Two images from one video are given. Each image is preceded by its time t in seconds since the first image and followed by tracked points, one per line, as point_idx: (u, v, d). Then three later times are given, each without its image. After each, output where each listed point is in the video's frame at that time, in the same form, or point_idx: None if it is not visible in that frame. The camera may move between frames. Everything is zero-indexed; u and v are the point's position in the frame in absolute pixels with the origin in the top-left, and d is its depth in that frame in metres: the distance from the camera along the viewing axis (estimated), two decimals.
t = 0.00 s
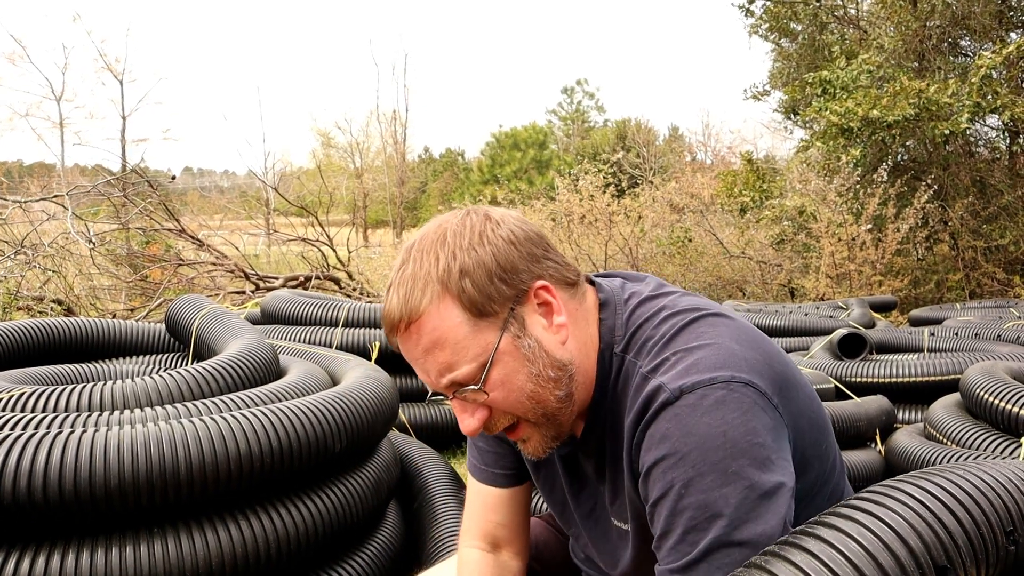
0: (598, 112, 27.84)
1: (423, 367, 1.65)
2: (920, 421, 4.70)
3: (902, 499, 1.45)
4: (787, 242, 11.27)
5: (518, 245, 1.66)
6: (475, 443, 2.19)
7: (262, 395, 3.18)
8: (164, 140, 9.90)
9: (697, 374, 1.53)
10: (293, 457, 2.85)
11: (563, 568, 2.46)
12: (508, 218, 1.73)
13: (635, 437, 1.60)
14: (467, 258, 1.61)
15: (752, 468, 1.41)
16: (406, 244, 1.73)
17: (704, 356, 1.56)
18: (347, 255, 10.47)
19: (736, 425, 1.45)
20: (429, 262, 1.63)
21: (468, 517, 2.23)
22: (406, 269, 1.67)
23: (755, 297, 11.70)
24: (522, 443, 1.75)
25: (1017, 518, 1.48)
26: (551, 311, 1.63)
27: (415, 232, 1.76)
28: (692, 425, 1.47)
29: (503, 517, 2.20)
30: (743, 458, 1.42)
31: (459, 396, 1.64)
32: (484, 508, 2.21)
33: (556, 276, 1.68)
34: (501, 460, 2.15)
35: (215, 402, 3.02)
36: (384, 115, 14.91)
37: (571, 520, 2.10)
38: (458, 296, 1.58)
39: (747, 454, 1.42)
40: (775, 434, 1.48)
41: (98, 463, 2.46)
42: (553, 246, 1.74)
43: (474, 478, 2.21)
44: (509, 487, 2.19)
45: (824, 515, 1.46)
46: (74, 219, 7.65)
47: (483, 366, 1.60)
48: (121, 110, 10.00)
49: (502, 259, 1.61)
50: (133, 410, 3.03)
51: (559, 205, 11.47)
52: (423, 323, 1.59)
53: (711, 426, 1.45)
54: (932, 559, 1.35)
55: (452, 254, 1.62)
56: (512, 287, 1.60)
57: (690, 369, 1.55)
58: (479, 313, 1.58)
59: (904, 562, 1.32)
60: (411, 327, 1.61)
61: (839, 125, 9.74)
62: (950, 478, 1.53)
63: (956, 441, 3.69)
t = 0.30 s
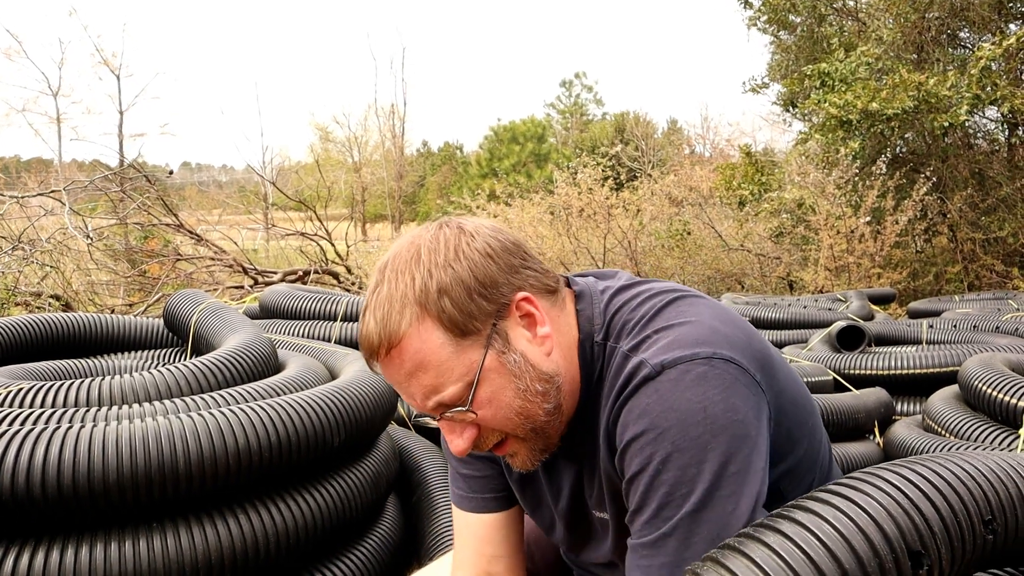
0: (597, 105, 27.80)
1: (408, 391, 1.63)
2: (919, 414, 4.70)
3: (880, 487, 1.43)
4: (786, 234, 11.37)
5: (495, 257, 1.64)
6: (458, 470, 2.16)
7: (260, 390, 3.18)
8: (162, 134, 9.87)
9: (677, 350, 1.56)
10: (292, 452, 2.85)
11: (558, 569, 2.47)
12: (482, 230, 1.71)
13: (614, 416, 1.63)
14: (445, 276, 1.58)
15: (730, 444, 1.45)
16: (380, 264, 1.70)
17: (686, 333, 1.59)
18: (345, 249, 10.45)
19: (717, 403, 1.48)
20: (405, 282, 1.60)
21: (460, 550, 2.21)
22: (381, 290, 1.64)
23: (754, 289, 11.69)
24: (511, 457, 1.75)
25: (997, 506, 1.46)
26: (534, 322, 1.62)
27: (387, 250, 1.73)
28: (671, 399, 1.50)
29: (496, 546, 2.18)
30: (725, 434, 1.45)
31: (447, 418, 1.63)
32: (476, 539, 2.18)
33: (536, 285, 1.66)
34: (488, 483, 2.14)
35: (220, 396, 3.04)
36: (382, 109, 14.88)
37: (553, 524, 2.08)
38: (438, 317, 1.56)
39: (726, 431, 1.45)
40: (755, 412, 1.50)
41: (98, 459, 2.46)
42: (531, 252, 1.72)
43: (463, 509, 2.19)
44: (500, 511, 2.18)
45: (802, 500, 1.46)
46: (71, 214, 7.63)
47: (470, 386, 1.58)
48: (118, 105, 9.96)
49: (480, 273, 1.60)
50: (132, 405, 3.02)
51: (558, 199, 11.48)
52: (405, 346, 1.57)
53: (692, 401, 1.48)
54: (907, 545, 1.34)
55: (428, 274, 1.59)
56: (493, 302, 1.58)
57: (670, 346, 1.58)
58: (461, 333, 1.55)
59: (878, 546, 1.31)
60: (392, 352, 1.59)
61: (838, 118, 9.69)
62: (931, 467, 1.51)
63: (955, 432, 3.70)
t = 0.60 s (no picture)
0: (594, 104, 27.83)
1: (394, 395, 1.62)
2: (916, 413, 4.71)
3: (864, 477, 1.44)
4: (784, 234, 11.19)
5: (472, 258, 1.64)
6: (445, 473, 2.16)
7: (256, 388, 3.17)
8: (159, 131, 9.86)
9: (651, 336, 1.56)
10: (291, 449, 2.86)
11: (550, 568, 2.47)
12: (457, 232, 1.71)
13: (593, 403, 1.63)
14: (424, 280, 1.58)
15: (705, 427, 1.45)
16: (358, 271, 1.69)
17: (659, 320, 1.60)
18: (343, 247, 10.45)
19: (692, 385, 1.48)
20: (384, 287, 1.60)
21: (450, 553, 2.20)
22: (361, 296, 1.63)
23: (751, 289, 11.70)
24: (500, 456, 1.76)
25: (982, 500, 1.45)
26: (515, 321, 1.62)
27: (364, 258, 1.72)
28: (646, 383, 1.50)
29: (487, 549, 2.18)
30: (699, 416, 1.46)
31: (434, 420, 1.63)
32: (467, 542, 2.18)
33: (514, 283, 1.67)
34: (476, 485, 2.15)
35: (219, 393, 3.05)
36: (381, 107, 14.88)
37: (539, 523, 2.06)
38: (419, 320, 1.56)
39: (701, 415, 1.46)
40: (733, 398, 1.51)
41: (94, 455, 2.46)
42: (508, 252, 1.73)
43: (451, 512, 2.18)
44: (490, 512, 2.18)
45: (785, 488, 1.46)
46: (69, 210, 7.62)
47: (455, 387, 1.58)
48: (116, 102, 9.95)
49: (459, 275, 1.59)
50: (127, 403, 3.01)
51: (556, 198, 11.50)
52: (389, 351, 1.56)
53: (667, 384, 1.49)
54: (887, 534, 1.34)
55: (406, 278, 1.58)
56: (473, 302, 1.58)
57: (645, 332, 1.59)
58: (443, 334, 1.55)
59: (857, 535, 1.33)
60: (376, 358, 1.58)
61: (836, 117, 9.72)
62: (917, 460, 1.51)
63: (951, 431, 3.70)
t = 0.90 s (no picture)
0: (594, 103, 27.84)
1: (403, 391, 1.62)
2: (916, 411, 4.72)
3: (874, 468, 1.45)
4: (784, 232, 11.30)
5: (481, 251, 1.64)
6: (445, 469, 2.16)
7: (257, 388, 3.17)
8: (159, 132, 9.86)
9: (656, 328, 1.57)
10: (292, 449, 2.86)
11: (552, 567, 2.48)
12: (464, 225, 1.71)
13: (598, 396, 1.64)
14: (433, 274, 1.58)
15: (711, 415, 1.45)
16: (365, 266, 1.68)
17: (663, 312, 1.61)
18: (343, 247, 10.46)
19: (698, 374, 1.48)
20: (393, 282, 1.59)
21: (451, 548, 2.20)
22: (369, 292, 1.62)
23: (751, 287, 11.70)
24: (507, 451, 1.76)
25: (991, 492, 1.46)
26: (524, 314, 1.63)
27: (370, 253, 1.71)
28: (653, 374, 1.51)
29: (487, 545, 2.18)
30: (706, 405, 1.45)
31: (444, 415, 1.63)
32: (466, 539, 2.18)
33: (522, 277, 1.67)
34: (477, 481, 2.15)
35: (221, 393, 3.05)
36: (380, 107, 14.86)
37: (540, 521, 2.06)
38: (430, 315, 1.55)
39: (708, 404, 1.45)
40: (739, 389, 1.50)
41: (95, 456, 2.46)
42: (513, 247, 1.73)
43: (452, 508, 2.18)
44: (491, 509, 2.18)
45: (796, 479, 1.46)
46: (69, 212, 7.62)
47: (466, 381, 1.58)
48: (115, 103, 9.94)
49: (468, 268, 1.59)
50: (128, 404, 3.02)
51: (556, 197, 11.51)
52: (399, 347, 1.56)
53: (672, 374, 1.49)
54: (900, 525, 1.35)
55: (415, 273, 1.58)
56: (483, 296, 1.58)
57: (650, 324, 1.60)
58: (454, 329, 1.55)
59: (870, 525, 1.33)
60: (385, 354, 1.58)
61: (835, 114, 9.72)
62: (927, 452, 1.51)
63: (952, 429, 3.70)
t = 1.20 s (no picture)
0: (596, 105, 27.87)
1: (408, 388, 1.61)
2: (918, 413, 4.71)
3: (872, 470, 1.44)
4: (786, 234, 11.22)
5: (489, 249, 1.64)
6: (449, 468, 2.16)
7: (261, 389, 3.18)
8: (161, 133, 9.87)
9: (656, 327, 1.58)
10: (294, 451, 2.86)
11: (554, 568, 2.48)
12: (472, 222, 1.71)
13: (596, 394, 1.64)
14: (442, 269, 1.57)
15: (708, 412, 1.45)
16: (372, 260, 1.67)
17: (664, 312, 1.62)
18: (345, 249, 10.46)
19: (697, 373, 1.48)
20: (401, 277, 1.59)
21: (455, 549, 2.20)
22: (376, 286, 1.61)
23: (753, 289, 11.71)
24: (511, 450, 1.76)
25: (989, 496, 1.46)
26: (531, 313, 1.63)
27: (376, 247, 1.70)
28: (653, 373, 1.51)
29: (490, 546, 2.18)
30: (705, 404, 1.45)
31: (450, 413, 1.63)
32: (470, 539, 2.18)
33: (529, 276, 1.68)
34: (481, 481, 2.15)
35: (223, 395, 3.05)
36: (381, 109, 14.86)
37: (542, 520, 2.05)
38: (438, 311, 1.55)
39: (705, 402, 1.46)
40: (740, 389, 1.50)
41: (97, 458, 2.46)
42: (521, 245, 1.74)
43: (455, 508, 2.18)
44: (495, 510, 2.18)
45: (793, 480, 1.46)
46: (71, 213, 7.63)
47: (473, 379, 1.58)
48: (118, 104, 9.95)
49: (477, 265, 1.59)
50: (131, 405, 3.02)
51: (558, 198, 11.55)
52: (406, 343, 1.55)
53: (672, 373, 1.49)
54: (897, 527, 1.34)
55: (425, 267, 1.58)
56: (490, 294, 1.58)
57: (651, 322, 1.60)
58: (462, 326, 1.55)
59: (868, 526, 1.32)
60: (392, 349, 1.57)
61: (837, 117, 9.73)
62: (925, 455, 1.51)
63: (954, 432, 3.70)
